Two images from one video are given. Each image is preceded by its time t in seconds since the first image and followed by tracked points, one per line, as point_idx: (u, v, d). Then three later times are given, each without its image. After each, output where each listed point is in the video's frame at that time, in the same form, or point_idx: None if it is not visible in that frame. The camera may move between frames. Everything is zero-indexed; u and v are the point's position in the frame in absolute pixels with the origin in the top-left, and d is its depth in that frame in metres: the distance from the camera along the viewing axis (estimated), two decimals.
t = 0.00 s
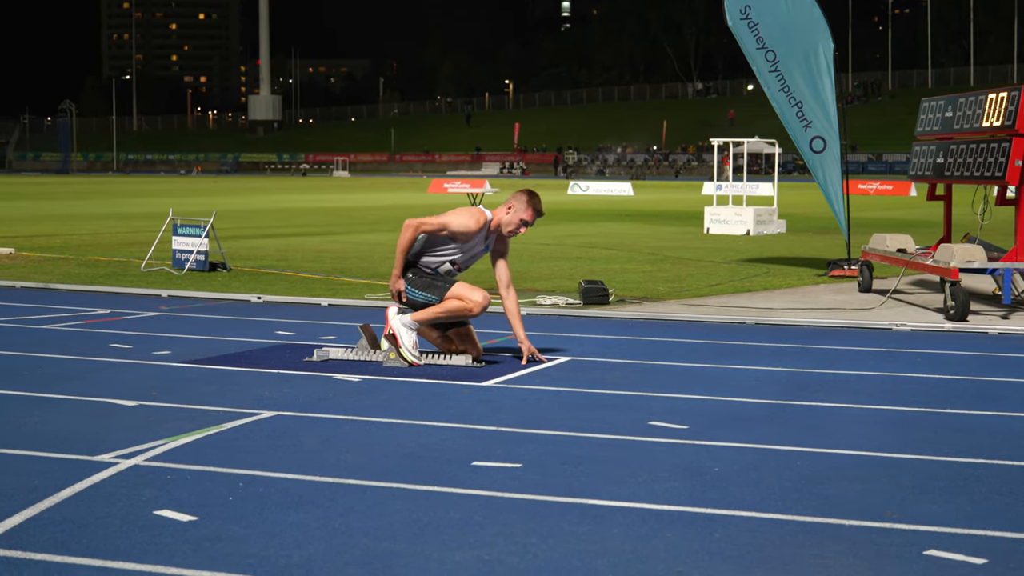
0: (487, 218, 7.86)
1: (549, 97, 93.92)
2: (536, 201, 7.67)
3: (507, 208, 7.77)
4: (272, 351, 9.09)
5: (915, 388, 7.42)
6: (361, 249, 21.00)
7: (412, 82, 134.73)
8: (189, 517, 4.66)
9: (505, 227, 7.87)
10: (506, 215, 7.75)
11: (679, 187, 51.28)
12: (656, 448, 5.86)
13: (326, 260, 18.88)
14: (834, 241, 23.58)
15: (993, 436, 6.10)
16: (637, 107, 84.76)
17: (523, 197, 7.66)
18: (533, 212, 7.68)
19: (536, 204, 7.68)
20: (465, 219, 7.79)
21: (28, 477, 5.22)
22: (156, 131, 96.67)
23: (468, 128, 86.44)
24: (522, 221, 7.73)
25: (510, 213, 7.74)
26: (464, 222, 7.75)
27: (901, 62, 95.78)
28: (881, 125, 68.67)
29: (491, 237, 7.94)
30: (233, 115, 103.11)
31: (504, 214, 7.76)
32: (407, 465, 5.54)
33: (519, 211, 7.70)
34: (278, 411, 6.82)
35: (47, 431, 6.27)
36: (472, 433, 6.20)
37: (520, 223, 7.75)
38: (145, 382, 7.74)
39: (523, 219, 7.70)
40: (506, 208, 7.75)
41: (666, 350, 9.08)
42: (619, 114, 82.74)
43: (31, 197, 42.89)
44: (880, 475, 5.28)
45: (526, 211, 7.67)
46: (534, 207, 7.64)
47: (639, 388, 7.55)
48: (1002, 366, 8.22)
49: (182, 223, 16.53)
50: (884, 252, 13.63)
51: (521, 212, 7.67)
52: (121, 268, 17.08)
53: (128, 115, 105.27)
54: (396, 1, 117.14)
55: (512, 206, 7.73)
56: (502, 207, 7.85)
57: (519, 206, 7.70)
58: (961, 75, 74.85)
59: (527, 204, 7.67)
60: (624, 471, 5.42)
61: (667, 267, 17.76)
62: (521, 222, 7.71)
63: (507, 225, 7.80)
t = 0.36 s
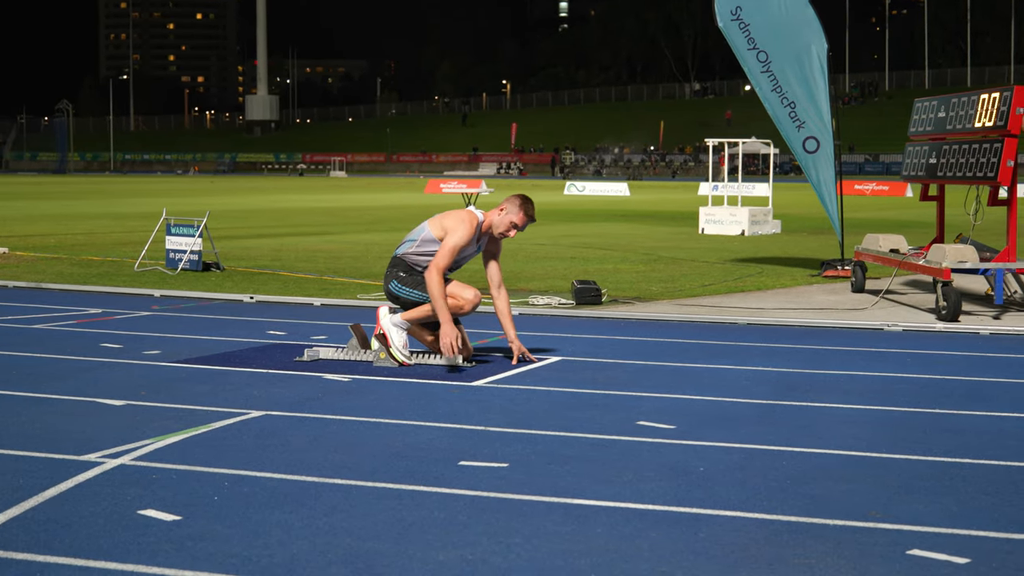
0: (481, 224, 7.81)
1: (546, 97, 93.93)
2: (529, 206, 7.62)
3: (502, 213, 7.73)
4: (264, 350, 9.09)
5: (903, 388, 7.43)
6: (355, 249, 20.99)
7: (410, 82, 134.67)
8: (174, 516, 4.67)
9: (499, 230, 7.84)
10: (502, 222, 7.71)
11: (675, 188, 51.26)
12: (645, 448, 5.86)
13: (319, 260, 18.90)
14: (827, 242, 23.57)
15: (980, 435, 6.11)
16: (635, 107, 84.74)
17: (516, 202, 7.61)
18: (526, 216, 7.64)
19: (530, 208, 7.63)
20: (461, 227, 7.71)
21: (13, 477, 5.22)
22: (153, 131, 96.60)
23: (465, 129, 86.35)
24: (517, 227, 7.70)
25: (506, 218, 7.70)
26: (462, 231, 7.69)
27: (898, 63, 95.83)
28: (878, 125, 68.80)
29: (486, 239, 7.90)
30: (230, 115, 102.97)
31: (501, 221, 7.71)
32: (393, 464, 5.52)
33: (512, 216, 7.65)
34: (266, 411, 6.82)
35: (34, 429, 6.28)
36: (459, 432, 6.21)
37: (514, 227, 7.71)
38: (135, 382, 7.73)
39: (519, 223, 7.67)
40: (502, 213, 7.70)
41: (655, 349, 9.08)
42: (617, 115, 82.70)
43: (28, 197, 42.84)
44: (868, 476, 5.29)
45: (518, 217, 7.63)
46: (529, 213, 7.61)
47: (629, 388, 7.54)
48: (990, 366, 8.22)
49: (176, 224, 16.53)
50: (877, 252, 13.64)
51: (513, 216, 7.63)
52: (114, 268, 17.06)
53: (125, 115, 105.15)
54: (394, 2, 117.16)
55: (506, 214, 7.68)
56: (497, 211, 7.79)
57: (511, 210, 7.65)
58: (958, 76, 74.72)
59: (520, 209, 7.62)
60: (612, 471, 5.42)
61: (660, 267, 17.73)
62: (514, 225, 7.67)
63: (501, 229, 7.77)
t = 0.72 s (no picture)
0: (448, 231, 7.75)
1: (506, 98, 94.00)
2: (495, 213, 7.56)
3: (470, 220, 7.66)
4: (219, 352, 9.05)
5: (857, 390, 7.47)
6: (312, 249, 20.93)
7: (370, 81, 134.27)
8: (124, 519, 4.64)
9: (465, 237, 7.77)
10: (469, 230, 7.65)
11: (634, 188, 51.36)
12: (600, 450, 5.86)
13: (277, 261, 18.83)
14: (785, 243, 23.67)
15: (933, 436, 6.16)
16: (594, 109, 84.89)
17: (482, 210, 7.55)
18: (491, 224, 7.57)
19: (495, 216, 7.57)
20: (429, 236, 7.65)
21: None
22: (110, 130, 95.86)
23: (425, 129, 86.18)
24: (483, 233, 7.64)
25: (471, 225, 7.64)
26: (431, 239, 7.63)
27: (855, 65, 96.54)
28: (835, 126, 69.33)
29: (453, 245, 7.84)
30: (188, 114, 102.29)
31: (469, 231, 7.66)
32: (346, 467, 5.50)
33: (476, 224, 7.61)
34: (220, 413, 6.78)
35: None
36: (413, 433, 6.20)
37: (479, 235, 7.65)
38: (89, 383, 7.68)
39: (483, 231, 7.61)
40: (468, 221, 7.65)
41: (610, 350, 9.09)
42: (577, 116, 82.79)
43: None
44: (821, 476, 5.31)
45: (484, 224, 7.58)
46: (494, 220, 7.54)
47: (584, 389, 7.55)
48: (943, 367, 8.28)
49: (130, 223, 16.45)
50: (832, 253, 13.73)
51: (478, 224, 7.58)
52: (69, 268, 16.97)
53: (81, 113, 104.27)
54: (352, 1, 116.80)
55: (472, 220, 7.63)
56: (463, 219, 7.73)
57: (476, 217, 7.61)
58: (914, 78, 75.32)
59: (485, 216, 7.57)
60: (565, 472, 5.43)
61: (617, 268, 17.78)
62: (480, 234, 7.63)
63: (466, 237, 7.70)
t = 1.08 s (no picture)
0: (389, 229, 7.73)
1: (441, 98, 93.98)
2: (438, 213, 7.54)
3: (410, 217, 7.65)
4: (156, 354, 8.97)
5: (795, 391, 7.54)
6: (247, 250, 20.79)
7: (304, 81, 133.55)
8: (62, 525, 4.58)
9: (406, 237, 7.74)
10: (410, 229, 7.63)
11: (568, 189, 51.51)
12: (542, 452, 5.87)
13: (212, 262, 18.68)
14: (720, 244, 23.83)
15: (871, 437, 6.23)
16: (529, 110, 85.07)
17: (425, 207, 7.53)
18: (434, 225, 7.56)
19: (438, 217, 7.56)
20: (368, 234, 7.63)
21: None
22: (39, 129, 94.61)
23: (359, 129, 85.90)
24: (426, 233, 7.61)
25: (413, 225, 7.63)
26: (369, 238, 7.60)
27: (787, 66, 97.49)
28: (767, 128, 70.02)
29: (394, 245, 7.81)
30: (119, 113, 101.20)
31: (410, 229, 7.63)
32: (285, 471, 5.47)
33: (420, 223, 7.59)
34: (157, 417, 6.71)
35: None
36: (355, 437, 6.18)
37: (421, 235, 7.64)
38: (23, 387, 7.58)
39: (426, 231, 7.60)
40: (409, 219, 7.63)
41: (550, 352, 9.11)
42: (512, 117, 82.92)
43: None
44: (762, 477, 5.36)
45: (427, 225, 7.57)
46: (437, 221, 7.52)
47: (524, 392, 7.56)
48: (878, 368, 8.37)
49: (63, 224, 16.28)
50: (767, 255, 13.83)
51: (422, 225, 7.56)
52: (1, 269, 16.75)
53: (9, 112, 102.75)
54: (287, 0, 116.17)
55: (414, 218, 7.61)
56: (404, 217, 7.71)
57: (419, 218, 7.59)
58: (845, 81, 76.24)
59: (428, 217, 7.55)
60: (507, 474, 5.44)
61: (554, 269, 17.83)
62: (423, 233, 7.61)
63: (407, 237, 7.68)
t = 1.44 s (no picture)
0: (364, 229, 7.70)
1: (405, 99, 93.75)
2: (413, 213, 7.53)
3: (384, 216, 7.62)
4: (133, 356, 8.93)
5: (774, 391, 7.58)
6: (217, 251, 20.70)
7: (268, 80, 132.97)
8: (52, 528, 4.55)
9: (381, 238, 7.72)
10: (384, 228, 7.59)
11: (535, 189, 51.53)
12: (527, 453, 5.88)
13: (181, 263, 18.58)
14: (688, 245, 23.91)
15: (854, 438, 6.26)
16: (494, 111, 84.97)
17: (400, 207, 7.50)
18: (410, 224, 7.54)
19: (414, 217, 7.55)
20: (342, 236, 7.61)
21: None
22: None
23: (323, 129, 85.55)
24: (401, 233, 7.60)
25: (388, 225, 7.58)
26: (342, 241, 7.58)
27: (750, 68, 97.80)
28: (731, 130, 70.19)
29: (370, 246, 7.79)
30: (81, 113, 100.30)
31: (385, 228, 7.60)
32: (271, 473, 5.45)
33: (396, 222, 7.56)
34: (140, 419, 6.68)
35: None
36: (339, 438, 6.17)
37: (397, 235, 7.62)
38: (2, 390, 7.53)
39: (401, 231, 7.57)
40: (384, 221, 7.59)
41: (529, 353, 9.12)
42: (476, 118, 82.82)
43: None
44: (749, 478, 5.39)
45: (402, 225, 7.54)
46: (413, 221, 7.49)
47: (506, 392, 7.57)
48: (855, 369, 8.43)
49: (32, 225, 16.19)
50: (740, 256, 13.89)
51: (398, 225, 7.53)
52: None
53: None
54: None
55: (388, 218, 7.58)
56: (379, 216, 7.68)
57: (395, 218, 7.55)
58: (808, 83, 76.55)
59: (404, 216, 7.52)
60: (495, 475, 5.45)
61: (525, 270, 17.84)
62: (398, 232, 7.57)
63: (384, 237, 7.64)
